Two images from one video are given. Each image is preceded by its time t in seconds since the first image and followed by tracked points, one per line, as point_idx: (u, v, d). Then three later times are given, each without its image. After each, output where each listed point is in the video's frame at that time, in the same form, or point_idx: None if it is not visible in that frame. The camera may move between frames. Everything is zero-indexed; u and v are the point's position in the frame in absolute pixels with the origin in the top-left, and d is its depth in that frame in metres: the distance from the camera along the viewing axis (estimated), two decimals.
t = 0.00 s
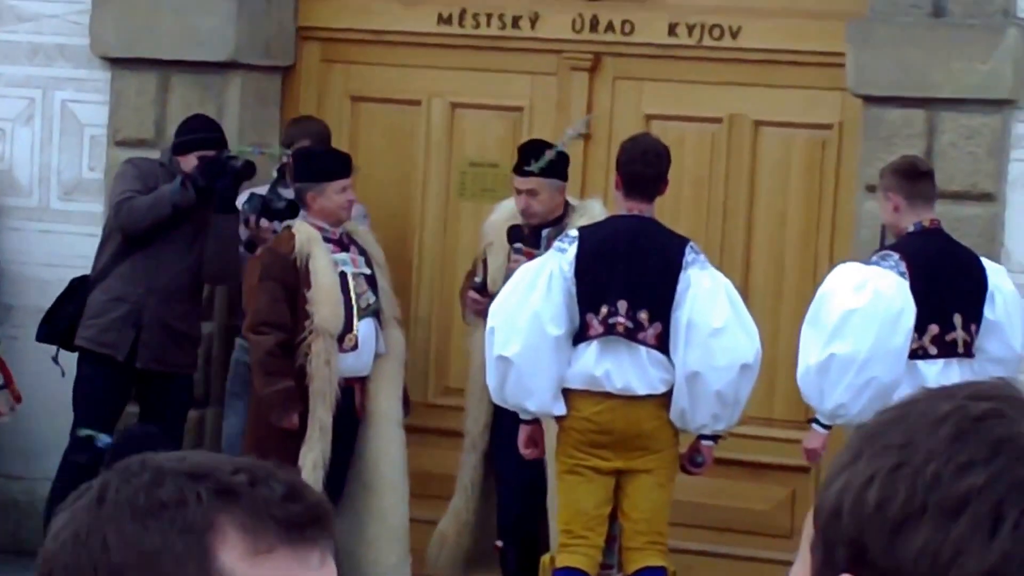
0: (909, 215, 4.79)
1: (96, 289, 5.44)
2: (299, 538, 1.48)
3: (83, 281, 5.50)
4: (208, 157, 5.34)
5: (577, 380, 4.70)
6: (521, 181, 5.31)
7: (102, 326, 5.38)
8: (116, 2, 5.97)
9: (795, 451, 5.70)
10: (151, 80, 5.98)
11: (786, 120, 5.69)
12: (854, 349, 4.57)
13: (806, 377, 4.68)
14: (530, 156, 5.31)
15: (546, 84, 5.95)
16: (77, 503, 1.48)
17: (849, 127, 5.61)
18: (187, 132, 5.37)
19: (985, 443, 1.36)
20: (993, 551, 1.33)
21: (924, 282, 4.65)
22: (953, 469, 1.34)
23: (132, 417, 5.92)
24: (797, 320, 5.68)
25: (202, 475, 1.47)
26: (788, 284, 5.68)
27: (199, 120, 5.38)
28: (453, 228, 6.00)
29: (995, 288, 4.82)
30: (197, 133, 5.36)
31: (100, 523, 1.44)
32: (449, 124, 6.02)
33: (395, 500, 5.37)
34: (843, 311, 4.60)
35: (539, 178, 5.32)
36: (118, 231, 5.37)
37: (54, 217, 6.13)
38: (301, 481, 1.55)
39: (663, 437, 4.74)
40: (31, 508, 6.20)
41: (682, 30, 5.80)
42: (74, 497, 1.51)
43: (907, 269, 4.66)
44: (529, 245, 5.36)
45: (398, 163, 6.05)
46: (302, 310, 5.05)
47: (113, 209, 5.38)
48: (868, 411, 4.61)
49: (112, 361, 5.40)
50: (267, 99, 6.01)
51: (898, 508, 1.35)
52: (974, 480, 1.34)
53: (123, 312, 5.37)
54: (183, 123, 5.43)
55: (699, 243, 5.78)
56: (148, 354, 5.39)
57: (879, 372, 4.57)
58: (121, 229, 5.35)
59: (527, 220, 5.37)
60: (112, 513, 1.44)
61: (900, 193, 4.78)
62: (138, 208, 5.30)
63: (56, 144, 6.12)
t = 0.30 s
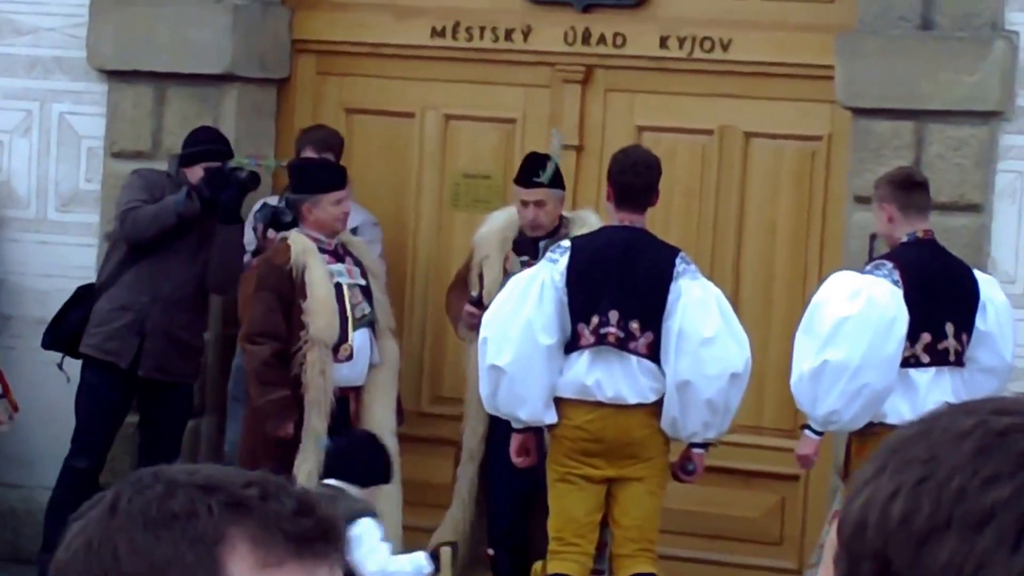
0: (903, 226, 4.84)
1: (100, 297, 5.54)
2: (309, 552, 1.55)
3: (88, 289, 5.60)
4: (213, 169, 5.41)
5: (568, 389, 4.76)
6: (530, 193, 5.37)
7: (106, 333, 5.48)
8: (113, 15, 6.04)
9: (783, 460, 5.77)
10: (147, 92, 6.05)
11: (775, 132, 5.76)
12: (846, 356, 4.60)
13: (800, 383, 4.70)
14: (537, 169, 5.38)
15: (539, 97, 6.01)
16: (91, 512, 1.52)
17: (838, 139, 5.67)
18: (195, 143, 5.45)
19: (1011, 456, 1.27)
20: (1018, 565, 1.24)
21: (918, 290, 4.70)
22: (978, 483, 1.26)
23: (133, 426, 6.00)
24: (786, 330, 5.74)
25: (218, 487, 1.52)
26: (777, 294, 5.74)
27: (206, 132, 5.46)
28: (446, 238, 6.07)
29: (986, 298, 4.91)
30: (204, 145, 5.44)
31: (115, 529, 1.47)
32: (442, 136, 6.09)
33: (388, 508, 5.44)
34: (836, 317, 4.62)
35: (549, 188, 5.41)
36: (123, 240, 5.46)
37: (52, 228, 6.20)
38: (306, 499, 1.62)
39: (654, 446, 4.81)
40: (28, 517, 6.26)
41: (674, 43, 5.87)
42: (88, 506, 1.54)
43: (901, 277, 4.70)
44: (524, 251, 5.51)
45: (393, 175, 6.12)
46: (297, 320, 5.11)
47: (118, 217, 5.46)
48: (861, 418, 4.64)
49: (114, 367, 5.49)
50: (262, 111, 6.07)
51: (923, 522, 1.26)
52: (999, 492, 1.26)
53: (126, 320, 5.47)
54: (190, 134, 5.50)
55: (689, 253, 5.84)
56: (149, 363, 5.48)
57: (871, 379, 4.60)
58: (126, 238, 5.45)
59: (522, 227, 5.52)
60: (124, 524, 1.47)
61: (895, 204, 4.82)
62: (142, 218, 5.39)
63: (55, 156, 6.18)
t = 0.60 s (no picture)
0: (901, 236, 4.86)
1: (110, 307, 5.59)
2: (317, 563, 1.57)
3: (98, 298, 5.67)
4: (226, 183, 5.40)
5: (563, 400, 4.78)
6: (535, 203, 5.40)
7: (113, 343, 5.52)
8: (111, 28, 6.07)
9: (777, 469, 5.79)
10: (145, 105, 6.07)
11: (770, 144, 5.79)
12: (845, 367, 4.61)
13: (798, 394, 4.72)
14: (542, 181, 5.42)
15: (535, 108, 6.04)
16: (100, 523, 1.56)
17: (832, 151, 5.70)
18: (208, 156, 5.45)
19: (972, 457, 1.45)
20: (984, 557, 1.42)
21: (914, 300, 4.73)
22: (942, 486, 1.44)
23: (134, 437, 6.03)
24: (781, 341, 5.76)
25: (224, 499, 1.55)
26: (773, 305, 5.77)
27: (220, 146, 5.46)
28: (442, 250, 6.09)
29: (983, 309, 4.95)
30: (216, 158, 5.45)
31: (123, 541, 1.51)
32: (438, 147, 6.11)
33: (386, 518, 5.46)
34: (835, 328, 4.63)
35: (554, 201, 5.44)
36: (134, 251, 5.50)
37: (50, 240, 6.22)
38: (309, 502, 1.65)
39: (650, 456, 4.83)
40: (25, 528, 6.28)
41: (669, 55, 5.89)
42: (98, 516, 1.58)
43: (898, 287, 4.73)
44: (525, 259, 5.50)
45: (389, 185, 6.15)
46: (296, 331, 5.13)
47: (129, 229, 5.50)
48: (859, 428, 4.66)
49: (120, 376, 5.53)
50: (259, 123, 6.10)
51: (892, 528, 1.46)
52: (962, 491, 1.44)
53: (133, 330, 5.51)
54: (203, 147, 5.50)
55: (684, 264, 5.85)
56: (154, 373, 5.50)
57: (869, 389, 4.61)
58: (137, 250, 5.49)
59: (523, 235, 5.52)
60: (135, 533, 1.51)
61: (892, 215, 4.84)
62: (153, 231, 5.43)
63: (52, 167, 6.21)
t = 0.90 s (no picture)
0: (900, 247, 4.86)
1: (115, 315, 5.59)
2: None
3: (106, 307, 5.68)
4: (232, 193, 5.39)
5: (562, 410, 4.78)
6: (541, 214, 5.38)
7: (116, 350, 5.52)
8: (109, 38, 6.07)
9: (776, 480, 5.79)
10: (143, 114, 6.07)
11: (769, 154, 5.79)
12: (846, 376, 4.61)
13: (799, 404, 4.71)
14: (550, 193, 5.39)
15: (533, 118, 6.04)
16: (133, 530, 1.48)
17: (831, 161, 5.70)
18: (217, 168, 5.46)
19: (963, 462, 1.34)
20: (976, 561, 1.30)
21: (917, 310, 4.74)
22: (932, 490, 1.33)
23: (134, 447, 6.02)
24: (780, 351, 5.76)
25: (262, 511, 1.48)
26: (771, 315, 5.76)
27: (227, 158, 5.48)
28: (440, 260, 6.09)
29: (985, 319, 4.95)
30: (225, 170, 5.45)
31: (158, 551, 1.44)
32: (437, 157, 6.12)
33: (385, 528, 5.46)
34: (836, 337, 4.64)
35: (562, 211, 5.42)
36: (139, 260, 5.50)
37: (48, 250, 6.22)
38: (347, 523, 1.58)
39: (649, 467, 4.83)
40: (24, 538, 6.28)
41: (667, 65, 5.90)
42: (130, 524, 1.50)
43: (899, 296, 4.73)
44: (527, 268, 5.51)
45: (387, 195, 6.15)
46: (295, 341, 5.13)
47: (136, 238, 5.51)
48: (861, 438, 4.65)
49: (121, 384, 5.53)
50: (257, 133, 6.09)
51: (883, 535, 1.34)
52: (951, 496, 1.32)
53: (136, 338, 5.50)
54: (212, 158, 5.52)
55: (683, 274, 5.85)
56: (156, 383, 5.50)
57: (871, 399, 4.61)
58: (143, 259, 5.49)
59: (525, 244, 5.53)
60: (167, 545, 1.44)
61: (893, 224, 4.84)
62: (159, 240, 5.43)
63: (52, 177, 6.20)
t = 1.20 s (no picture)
0: (901, 254, 4.86)
1: (118, 322, 5.59)
2: None
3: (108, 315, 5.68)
4: (230, 200, 5.41)
5: (562, 418, 4.77)
6: (541, 223, 5.38)
7: (118, 358, 5.52)
8: (109, 46, 6.07)
9: (776, 487, 5.79)
10: (143, 122, 6.07)
11: (768, 161, 5.79)
12: (848, 384, 4.61)
13: (801, 413, 4.71)
14: (549, 200, 5.40)
15: (532, 126, 6.05)
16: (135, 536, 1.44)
17: (831, 169, 5.70)
18: (218, 175, 5.46)
19: (952, 469, 1.27)
20: (960, 570, 1.25)
21: (919, 317, 4.73)
22: (918, 497, 1.27)
23: (134, 455, 6.02)
24: (780, 358, 5.76)
25: (272, 513, 1.45)
26: (772, 322, 5.77)
27: (227, 165, 5.48)
28: (439, 268, 6.09)
29: (986, 326, 4.96)
30: (227, 177, 5.45)
31: (163, 554, 1.40)
32: (436, 165, 6.12)
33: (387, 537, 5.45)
34: (837, 345, 4.64)
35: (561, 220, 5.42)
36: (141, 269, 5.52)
37: (48, 258, 6.22)
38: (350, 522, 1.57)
39: (648, 474, 4.82)
40: (23, 546, 6.27)
41: (666, 73, 5.90)
42: (129, 529, 1.46)
43: (900, 303, 4.73)
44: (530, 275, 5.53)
45: (387, 204, 6.15)
46: (297, 350, 5.12)
47: (138, 248, 5.53)
48: (865, 446, 4.63)
49: (123, 392, 5.53)
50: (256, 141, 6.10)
51: (869, 543, 1.28)
52: (936, 506, 1.26)
53: (138, 346, 5.50)
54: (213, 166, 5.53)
55: (682, 281, 5.86)
56: (159, 391, 5.49)
57: (874, 406, 4.60)
58: (144, 268, 5.52)
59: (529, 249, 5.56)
60: (176, 546, 1.40)
61: (894, 232, 4.84)
62: (160, 249, 5.45)
63: (51, 186, 6.21)
